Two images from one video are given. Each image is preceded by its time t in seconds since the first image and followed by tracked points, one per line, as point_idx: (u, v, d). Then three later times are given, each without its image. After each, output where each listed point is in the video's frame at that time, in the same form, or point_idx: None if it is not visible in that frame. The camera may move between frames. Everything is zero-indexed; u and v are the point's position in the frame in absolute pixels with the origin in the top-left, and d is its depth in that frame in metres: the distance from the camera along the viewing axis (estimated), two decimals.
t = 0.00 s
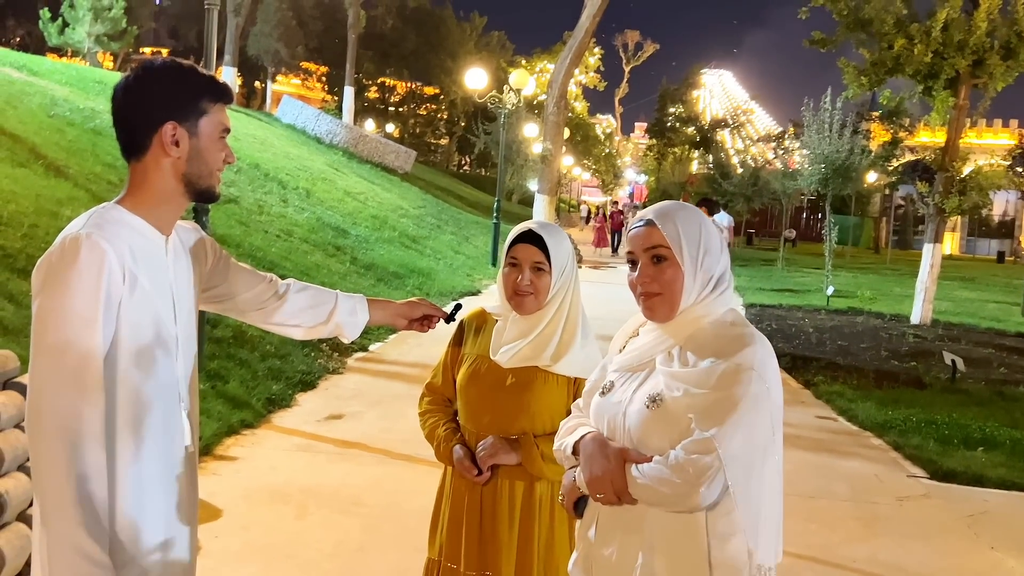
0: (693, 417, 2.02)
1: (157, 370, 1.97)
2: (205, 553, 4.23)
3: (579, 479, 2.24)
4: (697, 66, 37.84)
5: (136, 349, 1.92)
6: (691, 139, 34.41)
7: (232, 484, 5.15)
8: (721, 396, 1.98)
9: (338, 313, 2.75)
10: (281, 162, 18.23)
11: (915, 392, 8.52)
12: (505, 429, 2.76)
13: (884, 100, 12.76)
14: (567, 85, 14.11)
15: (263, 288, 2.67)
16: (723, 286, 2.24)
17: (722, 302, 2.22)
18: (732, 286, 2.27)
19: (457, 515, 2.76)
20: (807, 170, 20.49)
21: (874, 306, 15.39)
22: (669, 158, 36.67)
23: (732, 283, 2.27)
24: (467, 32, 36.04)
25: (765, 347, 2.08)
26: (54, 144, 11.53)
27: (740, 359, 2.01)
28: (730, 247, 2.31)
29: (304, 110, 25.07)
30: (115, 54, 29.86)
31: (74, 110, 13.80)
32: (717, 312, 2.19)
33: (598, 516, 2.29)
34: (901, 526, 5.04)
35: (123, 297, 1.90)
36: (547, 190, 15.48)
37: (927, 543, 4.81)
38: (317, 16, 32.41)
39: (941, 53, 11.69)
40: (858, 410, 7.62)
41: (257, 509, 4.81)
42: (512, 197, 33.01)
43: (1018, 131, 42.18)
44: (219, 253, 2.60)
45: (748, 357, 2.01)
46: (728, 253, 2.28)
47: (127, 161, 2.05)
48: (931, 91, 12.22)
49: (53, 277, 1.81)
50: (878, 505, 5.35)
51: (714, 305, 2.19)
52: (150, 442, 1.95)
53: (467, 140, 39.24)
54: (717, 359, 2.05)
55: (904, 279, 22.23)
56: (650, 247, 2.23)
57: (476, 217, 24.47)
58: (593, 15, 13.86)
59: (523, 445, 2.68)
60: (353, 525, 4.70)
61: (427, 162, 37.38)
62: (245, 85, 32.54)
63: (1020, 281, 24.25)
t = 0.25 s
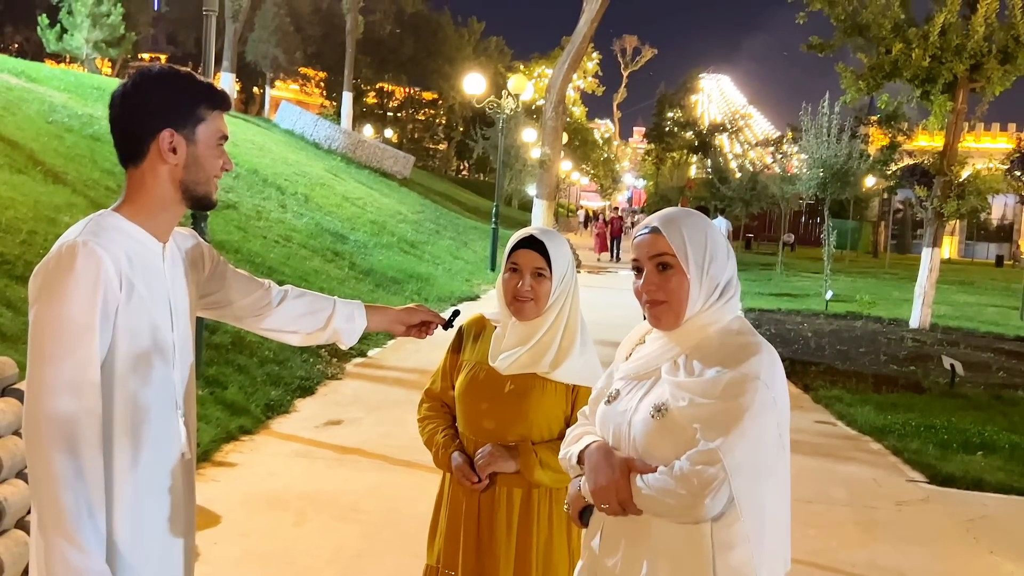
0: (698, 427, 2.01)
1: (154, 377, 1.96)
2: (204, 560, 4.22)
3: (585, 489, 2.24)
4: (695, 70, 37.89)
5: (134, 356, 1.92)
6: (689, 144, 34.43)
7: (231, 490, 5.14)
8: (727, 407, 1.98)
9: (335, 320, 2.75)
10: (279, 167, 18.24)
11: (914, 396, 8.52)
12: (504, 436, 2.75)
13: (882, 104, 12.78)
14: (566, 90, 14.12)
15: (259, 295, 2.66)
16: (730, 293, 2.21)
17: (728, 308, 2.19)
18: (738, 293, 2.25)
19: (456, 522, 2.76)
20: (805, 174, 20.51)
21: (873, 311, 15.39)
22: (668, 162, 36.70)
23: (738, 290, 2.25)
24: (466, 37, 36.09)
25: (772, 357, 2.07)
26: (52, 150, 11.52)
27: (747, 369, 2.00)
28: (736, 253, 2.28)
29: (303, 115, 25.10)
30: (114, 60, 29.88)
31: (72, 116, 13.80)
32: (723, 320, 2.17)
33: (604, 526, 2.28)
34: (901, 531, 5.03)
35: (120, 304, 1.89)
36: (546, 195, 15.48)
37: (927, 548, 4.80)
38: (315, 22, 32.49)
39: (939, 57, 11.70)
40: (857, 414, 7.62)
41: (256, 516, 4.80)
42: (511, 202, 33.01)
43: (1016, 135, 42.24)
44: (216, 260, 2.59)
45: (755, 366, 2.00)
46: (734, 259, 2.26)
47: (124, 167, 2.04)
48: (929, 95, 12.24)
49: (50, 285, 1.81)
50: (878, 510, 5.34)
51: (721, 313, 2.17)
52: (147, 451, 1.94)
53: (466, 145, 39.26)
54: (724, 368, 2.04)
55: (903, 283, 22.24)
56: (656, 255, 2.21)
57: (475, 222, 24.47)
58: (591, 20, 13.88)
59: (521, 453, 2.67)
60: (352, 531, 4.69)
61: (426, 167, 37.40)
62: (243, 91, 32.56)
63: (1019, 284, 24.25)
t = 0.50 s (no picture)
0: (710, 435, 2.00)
1: (152, 380, 1.96)
2: (204, 563, 4.21)
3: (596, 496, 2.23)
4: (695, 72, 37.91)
5: (133, 359, 1.92)
6: (689, 145, 34.43)
7: (232, 492, 5.14)
8: (738, 415, 1.97)
9: (335, 322, 2.74)
10: (279, 170, 18.25)
11: (915, 396, 8.51)
12: (502, 438, 2.75)
13: (882, 105, 12.78)
14: (565, 91, 14.11)
15: (259, 297, 2.66)
16: (743, 297, 2.23)
17: (741, 313, 2.20)
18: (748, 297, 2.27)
19: (455, 524, 2.76)
20: (805, 175, 20.52)
21: (874, 311, 15.38)
22: (667, 163, 36.71)
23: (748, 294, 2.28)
24: (465, 39, 36.11)
25: (786, 364, 2.06)
26: (52, 153, 11.53)
27: (759, 377, 1.99)
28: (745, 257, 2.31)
29: (303, 117, 25.13)
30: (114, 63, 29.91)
31: (72, 119, 13.81)
32: (739, 322, 2.18)
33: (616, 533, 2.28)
34: (902, 531, 5.03)
35: (119, 307, 1.89)
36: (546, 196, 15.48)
37: (928, 548, 4.80)
38: (315, 24, 32.54)
39: (939, 58, 11.69)
40: (858, 415, 7.61)
41: (257, 518, 4.80)
42: (512, 203, 33.01)
43: (1016, 135, 42.23)
44: (215, 263, 2.59)
45: (768, 373, 1.99)
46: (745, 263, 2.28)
47: (124, 169, 2.04)
48: (928, 96, 12.24)
49: (49, 288, 1.81)
50: (879, 511, 5.34)
51: (736, 317, 2.19)
52: (145, 454, 1.94)
53: (466, 147, 39.25)
54: (736, 376, 2.03)
55: (904, 283, 22.23)
56: (672, 259, 2.21)
57: (475, 224, 24.48)
58: (591, 21, 13.88)
59: (519, 454, 2.66)
60: (353, 533, 4.69)
61: (426, 169, 37.40)
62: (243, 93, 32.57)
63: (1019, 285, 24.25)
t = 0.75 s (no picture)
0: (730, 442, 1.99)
1: (150, 380, 1.96)
2: (205, 564, 4.21)
3: (611, 506, 2.20)
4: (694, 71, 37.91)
5: (131, 360, 1.92)
6: (688, 145, 34.42)
7: (232, 493, 5.14)
8: (758, 420, 1.96)
9: (332, 326, 2.74)
10: (279, 171, 18.25)
11: (914, 395, 8.52)
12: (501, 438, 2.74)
13: (881, 104, 12.78)
14: (564, 91, 14.10)
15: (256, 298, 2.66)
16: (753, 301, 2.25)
17: (754, 319, 2.21)
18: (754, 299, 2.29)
19: (453, 523, 2.75)
20: (805, 175, 20.53)
21: (873, 311, 15.37)
22: (667, 163, 36.70)
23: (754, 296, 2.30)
24: (464, 39, 36.09)
25: (801, 368, 2.05)
26: (52, 155, 11.52)
27: (778, 382, 1.98)
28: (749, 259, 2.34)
29: (302, 118, 25.13)
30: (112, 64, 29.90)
31: (71, 121, 13.81)
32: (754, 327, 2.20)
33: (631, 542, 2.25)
34: (901, 530, 5.03)
35: (117, 306, 1.89)
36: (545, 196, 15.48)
37: (928, 547, 4.79)
38: (313, 25, 32.55)
39: (937, 57, 11.69)
40: (858, 414, 7.62)
41: (257, 519, 4.80)
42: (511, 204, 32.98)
43: (1016, 134, 42.23)
44: (212, 265, 2.58)
45: (786, 378, 1.98)
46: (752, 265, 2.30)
47: (122, 170, 2.04)
48: (927, 95, 12.25)
49: (48, 288, 1.80)
50: (878, 510, 5.34)
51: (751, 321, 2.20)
52: (143, 456, 1.94)
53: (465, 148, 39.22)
54: (752, 383, 2.02)
55: (903, 283, 22.23)
56: (691, 263, 2.20)
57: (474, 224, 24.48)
58: (590, 21, 13.88)
59: (517, 453, 2.66)
60: (353, 534, 4.69)
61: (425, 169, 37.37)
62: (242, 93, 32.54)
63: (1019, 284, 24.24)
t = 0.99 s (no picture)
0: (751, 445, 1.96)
1: (150, 379, 1.96)
2: (205, 563, 4.21)
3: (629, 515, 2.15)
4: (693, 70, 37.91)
5: (131, 358, 1.92)
6: (687, 144, 34.41)
7: (233, 492, 5.14)
8: (781, 421, 1.93)
9: (331, 324, 2.74)
10: (278, 170, 18.24)
11: (914, 393, 8.52)
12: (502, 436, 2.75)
13: (880, 102, 12.77)
14: (564, 90, 14.08)
15: (254, 297, 2.66)
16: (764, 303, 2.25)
17: (766, 322, 2.20)
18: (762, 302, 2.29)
19: (454, 522, 2.75)
20: (804, 173, 20.54)
21: (872, 309, 15.39)
22: (666, 162, 36.72)
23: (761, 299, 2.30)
24: (463, 38, 36.09)
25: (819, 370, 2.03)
26: (51, 154, 11.52)
27: (798, 384, 1.96)
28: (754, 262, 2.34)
29: (301, 117, 25.13)
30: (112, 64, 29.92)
31: (70, 120, 13.81)
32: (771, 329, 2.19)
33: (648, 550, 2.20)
34: (902, 528, 5.03)
35: (118, 305, 1.89)
36: (544, 195, 15.47)
37: (928, 545, 4.79)
38: (312, 24, 32.57)
39: (937, 55, 11.69)
40: (858, 413, 7.61)
41: (257, 518, 4.80)
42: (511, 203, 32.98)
43: (1015, 132, 42.24)
44: (210, 264, 2.57)
45: (805, 380, 1.96)
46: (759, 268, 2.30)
47: (121, 168, 2.04)
48: (927, 93, 12.24)
49: (48, 288, 1.80)
50: (878, 508, 5.34)
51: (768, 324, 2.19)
52: (144, 455, 1.94)
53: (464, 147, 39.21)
54: (771, 386, 2.00)
55: (903, 281, 22.24)
56: (709, 265, 2.17)
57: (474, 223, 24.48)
58: (589, 20, 13.86)
59: (518, 452, 2.66)
60: (353, 533, 4.69)
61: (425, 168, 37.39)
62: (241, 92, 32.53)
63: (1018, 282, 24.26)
